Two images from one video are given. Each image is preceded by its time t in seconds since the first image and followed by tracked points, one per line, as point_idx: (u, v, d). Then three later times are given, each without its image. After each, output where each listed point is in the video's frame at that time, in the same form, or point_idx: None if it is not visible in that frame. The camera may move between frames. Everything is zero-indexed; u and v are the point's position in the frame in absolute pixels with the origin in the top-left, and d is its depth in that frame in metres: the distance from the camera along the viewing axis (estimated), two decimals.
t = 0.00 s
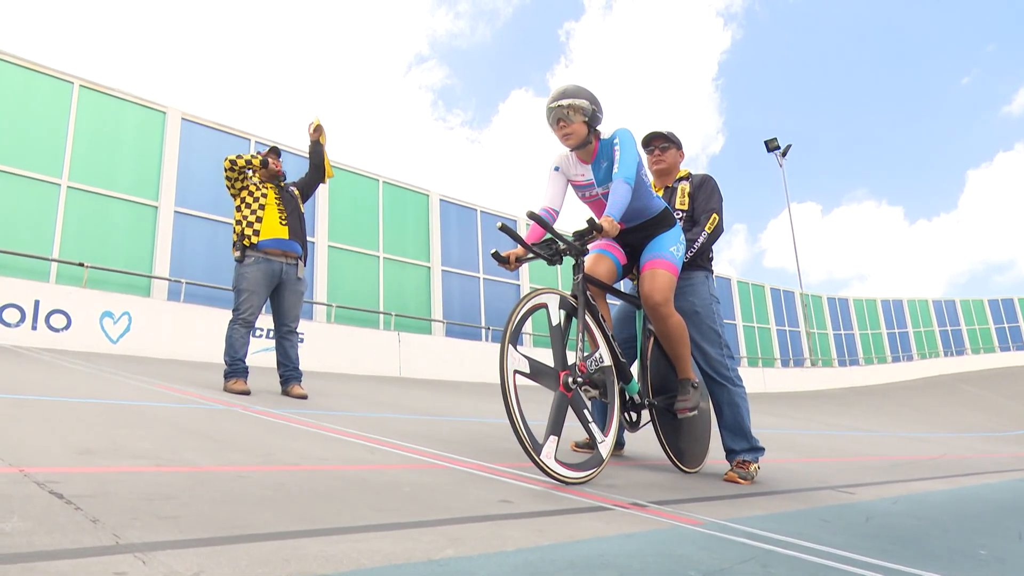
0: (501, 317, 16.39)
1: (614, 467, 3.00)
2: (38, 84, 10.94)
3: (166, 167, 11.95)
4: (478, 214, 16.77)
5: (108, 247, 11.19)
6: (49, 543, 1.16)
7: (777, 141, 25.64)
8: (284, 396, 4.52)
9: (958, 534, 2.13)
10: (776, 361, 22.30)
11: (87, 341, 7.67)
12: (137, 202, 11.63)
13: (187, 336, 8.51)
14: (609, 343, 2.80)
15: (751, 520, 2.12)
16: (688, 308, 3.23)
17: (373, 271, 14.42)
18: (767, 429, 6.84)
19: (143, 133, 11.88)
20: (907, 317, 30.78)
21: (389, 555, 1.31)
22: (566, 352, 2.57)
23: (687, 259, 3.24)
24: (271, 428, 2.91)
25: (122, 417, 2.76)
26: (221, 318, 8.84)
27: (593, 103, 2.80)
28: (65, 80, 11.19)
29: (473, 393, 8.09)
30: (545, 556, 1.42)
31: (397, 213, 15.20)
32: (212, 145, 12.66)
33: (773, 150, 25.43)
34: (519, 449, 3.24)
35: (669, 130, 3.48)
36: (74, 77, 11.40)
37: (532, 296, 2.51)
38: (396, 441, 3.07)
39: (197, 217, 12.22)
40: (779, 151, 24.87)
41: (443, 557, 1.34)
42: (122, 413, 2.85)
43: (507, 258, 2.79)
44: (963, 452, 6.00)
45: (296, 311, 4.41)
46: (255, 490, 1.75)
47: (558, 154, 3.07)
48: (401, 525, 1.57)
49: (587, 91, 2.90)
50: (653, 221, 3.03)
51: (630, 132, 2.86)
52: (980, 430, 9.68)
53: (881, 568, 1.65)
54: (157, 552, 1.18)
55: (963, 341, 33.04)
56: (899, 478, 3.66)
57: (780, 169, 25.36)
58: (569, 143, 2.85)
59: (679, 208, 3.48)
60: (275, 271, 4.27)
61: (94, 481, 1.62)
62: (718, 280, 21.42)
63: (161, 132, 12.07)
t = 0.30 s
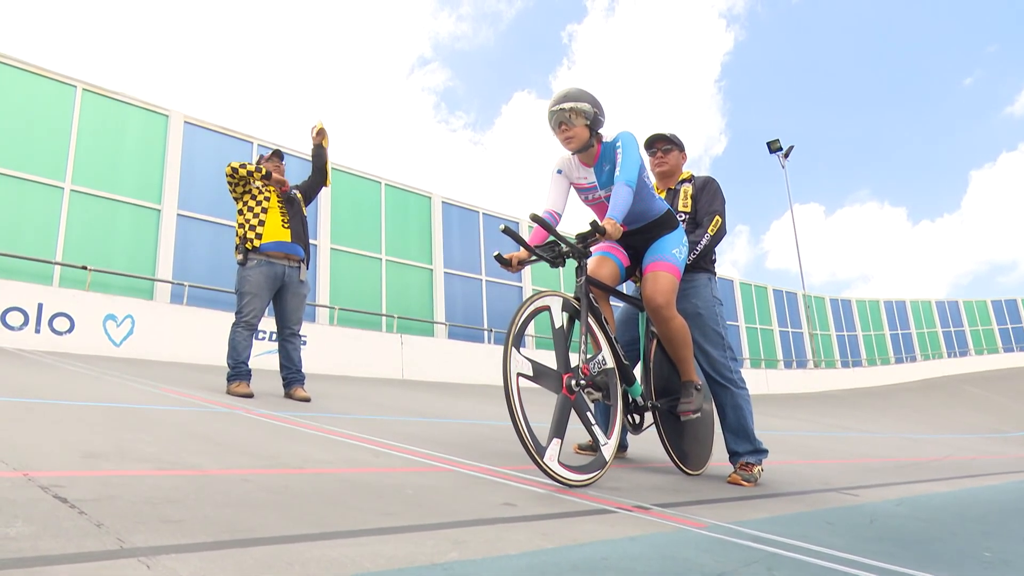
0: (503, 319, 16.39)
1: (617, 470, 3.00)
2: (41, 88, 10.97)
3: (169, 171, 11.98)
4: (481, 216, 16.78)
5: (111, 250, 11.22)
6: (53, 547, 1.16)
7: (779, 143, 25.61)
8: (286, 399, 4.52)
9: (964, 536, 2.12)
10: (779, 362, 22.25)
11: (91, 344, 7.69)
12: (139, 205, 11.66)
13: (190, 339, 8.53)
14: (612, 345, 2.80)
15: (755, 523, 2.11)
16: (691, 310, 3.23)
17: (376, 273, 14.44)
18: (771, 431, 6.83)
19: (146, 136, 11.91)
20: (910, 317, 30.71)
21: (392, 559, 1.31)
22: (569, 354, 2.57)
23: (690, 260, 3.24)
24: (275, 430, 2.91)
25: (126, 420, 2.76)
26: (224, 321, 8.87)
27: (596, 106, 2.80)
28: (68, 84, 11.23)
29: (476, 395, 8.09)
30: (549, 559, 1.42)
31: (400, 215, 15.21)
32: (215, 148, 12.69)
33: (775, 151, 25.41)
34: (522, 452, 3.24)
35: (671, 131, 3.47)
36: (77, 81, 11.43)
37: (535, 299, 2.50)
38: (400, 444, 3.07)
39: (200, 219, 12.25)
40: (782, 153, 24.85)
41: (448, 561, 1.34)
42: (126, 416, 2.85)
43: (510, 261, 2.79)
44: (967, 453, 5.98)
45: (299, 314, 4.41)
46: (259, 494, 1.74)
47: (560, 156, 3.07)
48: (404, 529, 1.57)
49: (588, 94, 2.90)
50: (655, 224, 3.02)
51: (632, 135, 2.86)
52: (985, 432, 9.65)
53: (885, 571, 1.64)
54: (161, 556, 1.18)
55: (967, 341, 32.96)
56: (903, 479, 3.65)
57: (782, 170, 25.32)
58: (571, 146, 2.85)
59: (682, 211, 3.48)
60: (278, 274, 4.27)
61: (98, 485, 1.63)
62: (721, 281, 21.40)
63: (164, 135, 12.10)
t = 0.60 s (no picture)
0: (505, 320, 16.39)
1: (620, 472, 2.99)
2: (46, 90, 11.00)
3: (172, 172, 12.01)
4: (483, 217, 16.78)
5: (114, 251, 11.25)
6: (57, 549, 1.16)
7: (783, 145, 25.56)
8: (289, 400, 4.53)
9: (967, 539, 2.11)
10: (782, 364, 22.21)
11: (94, 345, 7.71)
12: (143, 206, 11.69)
13: (193, 340, 8.54)
14: (615, 347, 2.79)
15: (758, 526, 2.11)
16: (694, 312, 3.22)
17: (379, 274, 14.45)
18: (774, 433, 6.81)
19: (149, 138, 11.94)
20: (914, 320, 30.62)
21: (395, 562, 1.31)
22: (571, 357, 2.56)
23: (692, 263, 3.23)
24: (277, 432, 2.91)
25: (129, 422, 2.76)
26: (227, 322, 8.88)
27: (598, 108, 2.80)
28: (72, 86, 11.25)
29: (478, 397, 8.09)
30: (552, 562, 1.42)
31: (403, 217, 15.22)
32: (218, 150, 12.72)
33: (779, 153, 25.36)
34: (525, 454, 3.23)
35: (674, 133, 3.47)
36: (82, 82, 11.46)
37: (537, 301, 2.50)
38: (403, 445, 3.07)
39: (203, 221, 12.28)
40: (785, 154, 24.83)
41: (451, 563, 1.34)
42: (129, 418, 2.86)
43: (513, 263, 2.78)
44: (970, 455, 5.98)
45: (302, 315, 4.42)
46: (262, 496, 1.74)
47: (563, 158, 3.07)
48: (407, 531, 1.57)
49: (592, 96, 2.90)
50: (658, 226, 3.02)
51: (635, 137, 2.85)
52: (989, 434, 9.62)
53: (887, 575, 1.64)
54: (164, 558, 1.18)
55: (971, 343, 32.87)
56: (907, 482, 3.64)
57: (785, 172, 25.28)
58: (573, 148, 2.85)
59: (685, 213, 3.47)
60: (281, 275, 4.27)
61: (101, 487, 1.63)
62: (724, 283, 21.37)
63: (167, 137, 12.13)
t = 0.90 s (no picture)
0: (509, 323, 16.40)
1: (624, 476, 2.98)
2: (52, 92, 11.06)
3: (177, 174, 12.05)
4: (487, 220, 16.79)
5: (119, 253, 11.29)
6: (60, 551, 1.16)
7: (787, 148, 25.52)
8: (293, 402, 4.53)
9: (973, 545, 2.10)
10: (786, 368, 22.15)
11: (98, 346, 7.73)
12: (148, 209, 11.74)
13: (197, 342, 8.56)
14: (619, 351, 2.78)
15: (762, 531, 2.09)
16: (698, 316, 3.21)
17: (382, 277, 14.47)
18: (778, 437, 6.79)
19: (155, 140, 11.99)
20: (918, 324, 30.52)
21: (398, 565, 1.30)
22: (576, 360, 2.55)
23: (696, 266, 3.22)
24: (280, 435, 2.91)
25: (133, 424, 2.76)
26: (231, 324, 8.90)
27: (603, 111, 2.79)
28: (78, 88, 11.31)
29: (482, 400, 8.08)
30: (555, 567, 1.41)
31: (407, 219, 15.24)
32: (223, 152, 12.77)
33: (783, 157, 25.31)
34: (528, 457, 3.22)
35: (678, 137, 3.46)
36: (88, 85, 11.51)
37: (541, 304, 2.50)
38: (406, 448, 3.07)
39: (207, 223, 12.32)
40: (790, 158, 24.80)
41: (454, 567, 1.33)
42: (133, 420, 2.86)
43: (517, 265, 2.78)
44: (974, 460, 5.95)
45: (306, 318, 4.43)
46: (265, 499, 1.74)
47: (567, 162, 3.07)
48: (410, 535, 1.56)
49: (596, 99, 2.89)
50: (662, 229, 3.01)
51: (640, 140, 2.85)
52: (994, 439, 9.57)
53: None
54: (167, 561, 1.18)
55: (975, 348, 32.74)
56: (912, 487, 3.61)
57: (790, 175, 25.24)
58: (577, 152, 2.84)
59: (689, 216, 3.47)
60: (285, 277, 4.28)
61: (105, 489, 1.63)
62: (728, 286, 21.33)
63: (172, 139, 12.18)
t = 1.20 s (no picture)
0: (512, 326, 16.40)
1: (628, 479, 2.97)
2: (57, 95, 11.09)
3: (182, 177, 12.08)
4: (491, 223, 16.79)
5: (124, 255, 11.34)
6: (64, 554, 1.15)
7: (791, 151, 25.46)
8: (297, 405, 4.53)
9: (981, 549, 2.08)
10: (790, 371, 22.08)
11: (103, 348, 7.75)
12: (152, 211, 11.77)
13: (201, 344, 8.58)
14: (624, 354, 2.78)
15: (767, 534, 2.08)
16: (703, 319, 3.20)
17: (386, 279, 14.49)
18: (783, 440, 6.77)
19: (159, 143, 12.03)
20: (923, 326, 30.41)
21: (402, 568, 1.30)
22: (580, 363, 2.54)
23: (701, 269, 3.21)
24: (285, 437, 2.91)
25: (137, 425, 2.76)
26: (235, 326, 8.92)
27: (606, 115, 2.79)
28: (83, 91, 11.35)
29: (486, 402, 8.07)
30: (560, 570, 1.40)
31: (410, 222, 15.26)
32: (227, 155, 12.80)
33: (787, 159, 25.26)
34: (533, 460, 3.22)
35: (683, 140, 3.46)
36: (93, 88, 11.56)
37: (546, 307, 2.49)
38: (410, 451, 3.06)
39: (212, 225, 12.35)
40: (794, 160, 24.74)
41: (458, 570, 1.33)
42: (138, 422, 2.86)
43: (522, 268, 2.77)
44: (980, 463, 5.92)
45: (310, 321, 4.43)
46: (270, 501, 1.74)
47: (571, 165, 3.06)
48: (413, 537, 1.56)
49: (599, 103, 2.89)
50: (667, 232, 3.01)
51: (643, 143, 2.84)
52: (1000, 443, 9.52)
53: None
54: (171, 563, 1.17)
55: (981, 351, 32.61)
56: (918, 491, 3.59)
57: (794, 178, 25.19)
58: (580, 156, 2.84)
59: (694, 219, 3.46)
60: (289, 280, 4.29)
61: (109, 491, 1.63)
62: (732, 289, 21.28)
63: (177, 142, 12.22)
